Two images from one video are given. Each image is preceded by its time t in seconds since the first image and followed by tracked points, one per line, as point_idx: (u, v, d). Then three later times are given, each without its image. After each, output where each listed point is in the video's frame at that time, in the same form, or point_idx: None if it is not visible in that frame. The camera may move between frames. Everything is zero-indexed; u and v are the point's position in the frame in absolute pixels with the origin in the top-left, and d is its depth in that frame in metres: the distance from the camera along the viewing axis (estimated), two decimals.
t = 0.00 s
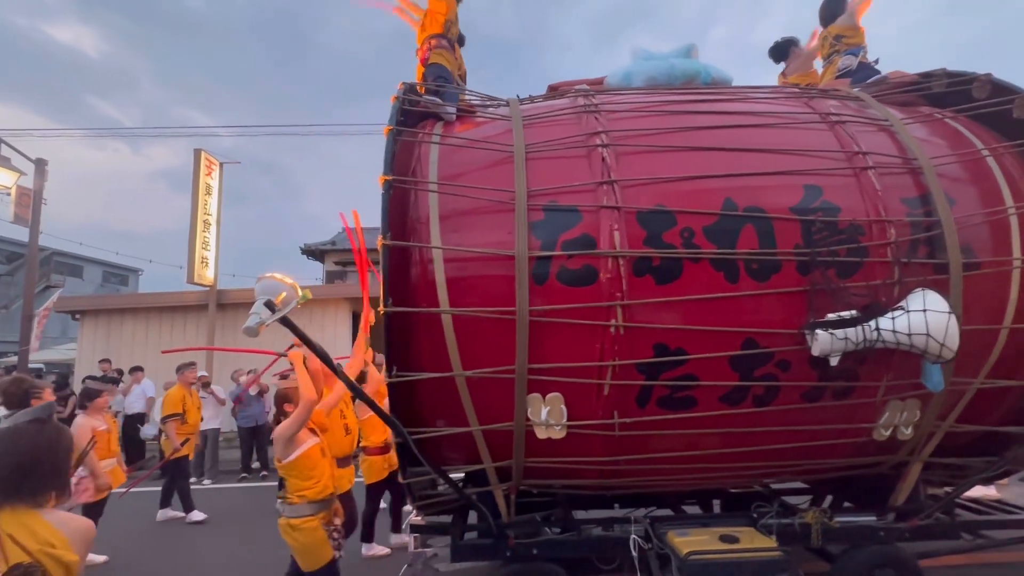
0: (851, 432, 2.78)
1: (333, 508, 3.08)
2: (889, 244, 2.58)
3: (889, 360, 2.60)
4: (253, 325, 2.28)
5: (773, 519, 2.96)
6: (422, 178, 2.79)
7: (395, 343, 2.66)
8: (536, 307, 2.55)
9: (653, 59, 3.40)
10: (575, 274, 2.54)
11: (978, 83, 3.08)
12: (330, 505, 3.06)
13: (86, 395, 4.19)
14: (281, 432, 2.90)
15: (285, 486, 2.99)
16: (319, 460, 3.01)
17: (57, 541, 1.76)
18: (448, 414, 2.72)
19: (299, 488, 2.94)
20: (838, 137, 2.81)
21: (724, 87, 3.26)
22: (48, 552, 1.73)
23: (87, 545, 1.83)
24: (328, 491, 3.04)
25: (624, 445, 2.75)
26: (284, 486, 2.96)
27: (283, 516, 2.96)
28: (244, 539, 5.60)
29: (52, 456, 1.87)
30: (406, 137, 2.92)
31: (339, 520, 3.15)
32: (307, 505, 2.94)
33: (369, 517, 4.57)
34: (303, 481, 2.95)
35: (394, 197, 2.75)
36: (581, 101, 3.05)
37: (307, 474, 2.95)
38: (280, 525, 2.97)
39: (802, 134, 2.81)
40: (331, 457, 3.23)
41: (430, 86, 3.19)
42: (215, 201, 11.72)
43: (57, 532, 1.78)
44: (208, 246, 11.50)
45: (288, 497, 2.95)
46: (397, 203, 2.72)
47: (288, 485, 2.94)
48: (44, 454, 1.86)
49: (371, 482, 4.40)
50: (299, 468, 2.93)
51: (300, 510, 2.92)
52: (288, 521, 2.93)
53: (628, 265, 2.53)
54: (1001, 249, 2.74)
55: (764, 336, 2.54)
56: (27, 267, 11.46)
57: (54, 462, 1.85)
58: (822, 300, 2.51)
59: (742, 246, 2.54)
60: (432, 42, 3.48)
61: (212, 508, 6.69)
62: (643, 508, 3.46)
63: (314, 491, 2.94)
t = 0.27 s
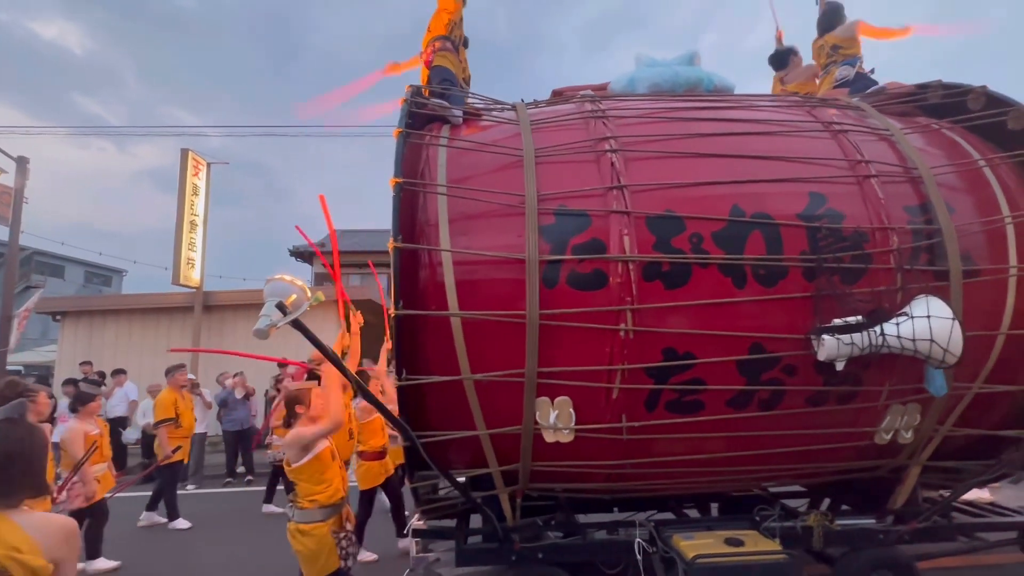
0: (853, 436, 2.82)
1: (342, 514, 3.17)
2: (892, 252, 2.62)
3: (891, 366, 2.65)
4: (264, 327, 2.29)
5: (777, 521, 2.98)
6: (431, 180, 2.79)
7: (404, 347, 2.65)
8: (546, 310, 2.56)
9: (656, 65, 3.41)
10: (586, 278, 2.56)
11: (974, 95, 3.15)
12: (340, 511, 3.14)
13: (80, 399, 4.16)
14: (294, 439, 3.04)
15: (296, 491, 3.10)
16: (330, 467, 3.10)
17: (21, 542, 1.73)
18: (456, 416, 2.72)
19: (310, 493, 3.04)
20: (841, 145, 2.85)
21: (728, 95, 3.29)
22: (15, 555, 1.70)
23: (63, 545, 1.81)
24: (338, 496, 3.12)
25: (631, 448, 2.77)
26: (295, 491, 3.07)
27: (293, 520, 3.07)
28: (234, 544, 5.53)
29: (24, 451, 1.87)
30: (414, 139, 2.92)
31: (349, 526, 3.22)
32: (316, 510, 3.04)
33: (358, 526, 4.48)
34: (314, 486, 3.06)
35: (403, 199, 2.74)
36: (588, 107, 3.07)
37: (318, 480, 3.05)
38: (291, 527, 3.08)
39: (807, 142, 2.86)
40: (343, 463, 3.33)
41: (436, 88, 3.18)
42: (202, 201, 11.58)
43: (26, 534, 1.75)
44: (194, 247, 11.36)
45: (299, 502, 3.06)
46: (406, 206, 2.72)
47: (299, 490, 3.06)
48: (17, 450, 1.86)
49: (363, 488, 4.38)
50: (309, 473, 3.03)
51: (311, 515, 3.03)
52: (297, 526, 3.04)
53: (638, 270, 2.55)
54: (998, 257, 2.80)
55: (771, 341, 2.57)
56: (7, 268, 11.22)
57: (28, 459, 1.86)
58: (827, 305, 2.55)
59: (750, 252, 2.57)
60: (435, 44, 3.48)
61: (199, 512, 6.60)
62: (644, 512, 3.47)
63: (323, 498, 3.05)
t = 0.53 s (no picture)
0: (843, 441, 2.90)
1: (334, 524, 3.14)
2: (882, 262, 2.71)
3: (880, 372, 2.73)
4: (268, 333, 2.27)
5: (769, 525, 3.05)
6: (433, 187, 2.80)
7: (406, 352, 2.66)
8: (549, 317, 2.59)
9: (652, 76, 3.47)
10: (588, 286, 2.59)
11: (955, 112, 3.28)
12: (331, 520, 3.11)
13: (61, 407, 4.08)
14: (290, 452, 2.94)
15: (287, 499, 3.04)
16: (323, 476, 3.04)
17: None
18: (457, 423, 2.73)
19: (302, 503, 2.99)
20: (832, 158, 2.94)
21: (721, 107, 3.37)
22: None
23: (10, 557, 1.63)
24: (331, 505, 3.08)
25: (629, 454, 2.81)
26: (287, 500, 3.01)
27: (284, 529, 3.04)
28: (215, 553, 5.43)
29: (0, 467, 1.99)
30: (415, 144, 2.93)
31: (340, 533, 3.20)
32: (308, 520, 3.00)
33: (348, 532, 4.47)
34: (307, 496, 3.00)
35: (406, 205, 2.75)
36: (588, 116, 3.12)
37: (310, 490, 3.00)
38: (281, 537, 3.04)
39: (799, 155, 2.94)
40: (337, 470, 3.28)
41: (436, 94, 3.20)
42: (180, 203, 11.39)
43: None
44: (171, 249, 11.16)
45: (290, 512, 3.01)
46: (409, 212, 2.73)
47: (291, 501, 2.99)
48: None
49: (359, 494, 4.42)
50: (301, 483, 2.97)
51: (304, 525, 2.99)
52: (288, 536, 3.00)
53: (639, 278, 2.60)
54: (979, 268, 2.91)
55: (767, 348, 2.63)
56: None
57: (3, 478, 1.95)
58: (821, 314, 2.63)
59: (747, 261, 2.64)
60: (434, 49, 3.50)
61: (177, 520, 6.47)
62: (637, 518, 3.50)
63: (314, 509, 3.00)
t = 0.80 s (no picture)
0: (840, 444, 2.97)
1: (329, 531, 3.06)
2: (880, 270, 2.79)
3: (878, 377, 2.81)
4: (282, 337, 2.30)
5: (768, 527, 3.12)
6: (442, 191, 2.83)
7: (415, 356, 2.68)
8: (558, 322, 2.62)
9: (653, 85, 3.52)
10: (596, 291, 2.63)
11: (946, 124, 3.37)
12: (327, 528, 3.04)
13: (59, 409, 4.28)
14: (289, 458, 2.92)
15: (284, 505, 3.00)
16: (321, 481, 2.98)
17: None
18: (464, 426, 2.75)
19: (298, 508, 2.94)
20: (831, 168, 3.02)
21: (721, 116, 3.44)
22: None
23: None
24: (328, 512, 3.02)
25: (634, 457, 2.85)
26: (284, 504, 2.97)
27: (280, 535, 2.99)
28: (206, 558, 5.38)
29: None
30: (423, 149, 2.95)
31: (336, 542, 3.09)
32: (303, 525, 2.94)
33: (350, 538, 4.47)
34: (304, 501, 2.95)
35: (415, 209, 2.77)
36: (593, 123, 3.16)
37: (308, 495, 2.94)
38: (278, 542, 2.99)
39: (799, 164, 3.01)
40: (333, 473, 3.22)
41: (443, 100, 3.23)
42: (165, 203, 11.24)
43: None
44: (155, 249, 11.03)
45: (287, 517, 2.97)
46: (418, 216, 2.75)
47: (287, 505, 2.95)
48: None
49: (363, 498, 4.41)
50: (298, 487, 2.92)
51: (299, 531, 2.94)
52: (284, 541, 2.95)
53: (646, 284, 2.64)
54: (971, 277, 3.00)
55: (769, 353, 2.69)
56: None
57: None
58: (822, 320, 2.70)
59: (751, 268, 2.70)
60: (439, 56, 3.54)
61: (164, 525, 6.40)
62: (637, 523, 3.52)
63: (311, 515, 2.94)
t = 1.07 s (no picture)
0: (838, 445, 3.04)
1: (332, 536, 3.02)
2: (879, 276, 2.86)
3: (876, 380, 2.87)
4: (295, 336, 2.32)
5: (767, 527, 3.18)
6: (451, 194, 2.84)
7: (424, 358, 2.69)
8: (567, 324, 2.65)
9: (654, 91, 3.57)
10: (604, 294, 2.67)
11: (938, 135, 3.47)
12: (330, 532, 2.99)
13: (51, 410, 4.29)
14: (298, 461, 2.86)
15: (288, 507, 2.92)
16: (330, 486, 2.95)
17: None
18: (471, 428, 2.76)
19: (305, 511, 2.87)
20: (830, 176, 3.09)
21: (722, 123, 3.50)
22: None
23: None
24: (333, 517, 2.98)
25: (638, 458, 2.88)
26: (289, 506, 2.89)
27: (282, 538, 2.90)
28: (195, 562, 5.31)
29: None
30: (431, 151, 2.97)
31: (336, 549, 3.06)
32: (309, 529, 2.87)
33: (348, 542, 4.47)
34: (311, 504, 2.89)
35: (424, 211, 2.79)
36: (597, 128, 3.20)
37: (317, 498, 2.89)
38: (279, 544, 2.90)
39: (800, 172, 3.08)
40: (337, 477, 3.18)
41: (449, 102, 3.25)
42: (149, 201, 11.08)
43: None
44: (138, 249, 10.86)
45: (292, 519, 2.89)
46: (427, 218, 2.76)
47: (292, 508, 2.87)
48: None
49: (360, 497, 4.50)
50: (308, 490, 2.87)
51: (304, 534, 2.87)
52: (287, 544, 2.87)
53: (653, 287, 2.68)
54: (963, 283, 3.08)
55: (772, 356, 2.75)
56: None
57: None
58: (823, 324, 2.76)
59: (755, 273, 2.75)
60: (445, 59, 3.58)
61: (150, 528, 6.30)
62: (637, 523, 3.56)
63: (316, 519, 2.89)
